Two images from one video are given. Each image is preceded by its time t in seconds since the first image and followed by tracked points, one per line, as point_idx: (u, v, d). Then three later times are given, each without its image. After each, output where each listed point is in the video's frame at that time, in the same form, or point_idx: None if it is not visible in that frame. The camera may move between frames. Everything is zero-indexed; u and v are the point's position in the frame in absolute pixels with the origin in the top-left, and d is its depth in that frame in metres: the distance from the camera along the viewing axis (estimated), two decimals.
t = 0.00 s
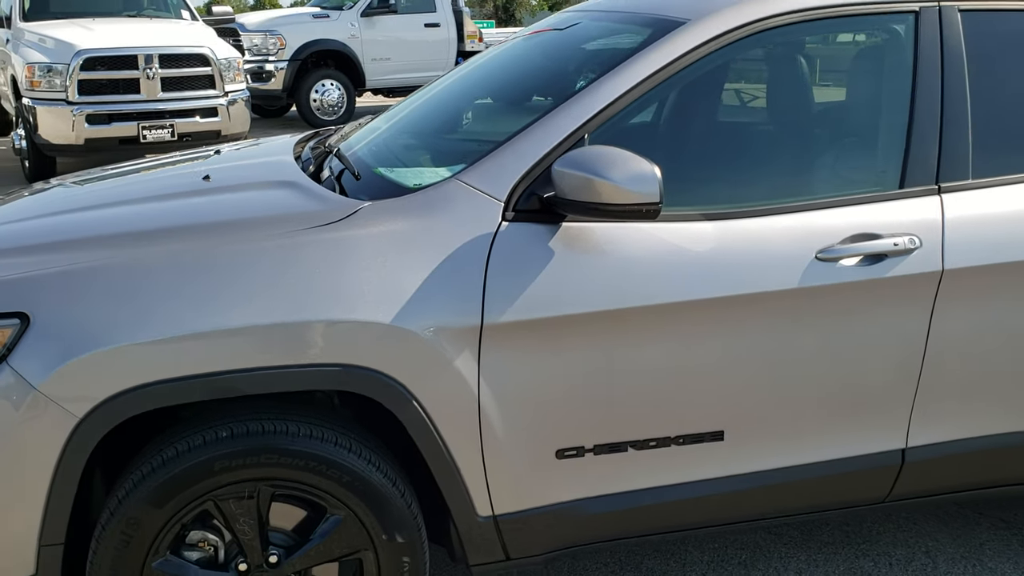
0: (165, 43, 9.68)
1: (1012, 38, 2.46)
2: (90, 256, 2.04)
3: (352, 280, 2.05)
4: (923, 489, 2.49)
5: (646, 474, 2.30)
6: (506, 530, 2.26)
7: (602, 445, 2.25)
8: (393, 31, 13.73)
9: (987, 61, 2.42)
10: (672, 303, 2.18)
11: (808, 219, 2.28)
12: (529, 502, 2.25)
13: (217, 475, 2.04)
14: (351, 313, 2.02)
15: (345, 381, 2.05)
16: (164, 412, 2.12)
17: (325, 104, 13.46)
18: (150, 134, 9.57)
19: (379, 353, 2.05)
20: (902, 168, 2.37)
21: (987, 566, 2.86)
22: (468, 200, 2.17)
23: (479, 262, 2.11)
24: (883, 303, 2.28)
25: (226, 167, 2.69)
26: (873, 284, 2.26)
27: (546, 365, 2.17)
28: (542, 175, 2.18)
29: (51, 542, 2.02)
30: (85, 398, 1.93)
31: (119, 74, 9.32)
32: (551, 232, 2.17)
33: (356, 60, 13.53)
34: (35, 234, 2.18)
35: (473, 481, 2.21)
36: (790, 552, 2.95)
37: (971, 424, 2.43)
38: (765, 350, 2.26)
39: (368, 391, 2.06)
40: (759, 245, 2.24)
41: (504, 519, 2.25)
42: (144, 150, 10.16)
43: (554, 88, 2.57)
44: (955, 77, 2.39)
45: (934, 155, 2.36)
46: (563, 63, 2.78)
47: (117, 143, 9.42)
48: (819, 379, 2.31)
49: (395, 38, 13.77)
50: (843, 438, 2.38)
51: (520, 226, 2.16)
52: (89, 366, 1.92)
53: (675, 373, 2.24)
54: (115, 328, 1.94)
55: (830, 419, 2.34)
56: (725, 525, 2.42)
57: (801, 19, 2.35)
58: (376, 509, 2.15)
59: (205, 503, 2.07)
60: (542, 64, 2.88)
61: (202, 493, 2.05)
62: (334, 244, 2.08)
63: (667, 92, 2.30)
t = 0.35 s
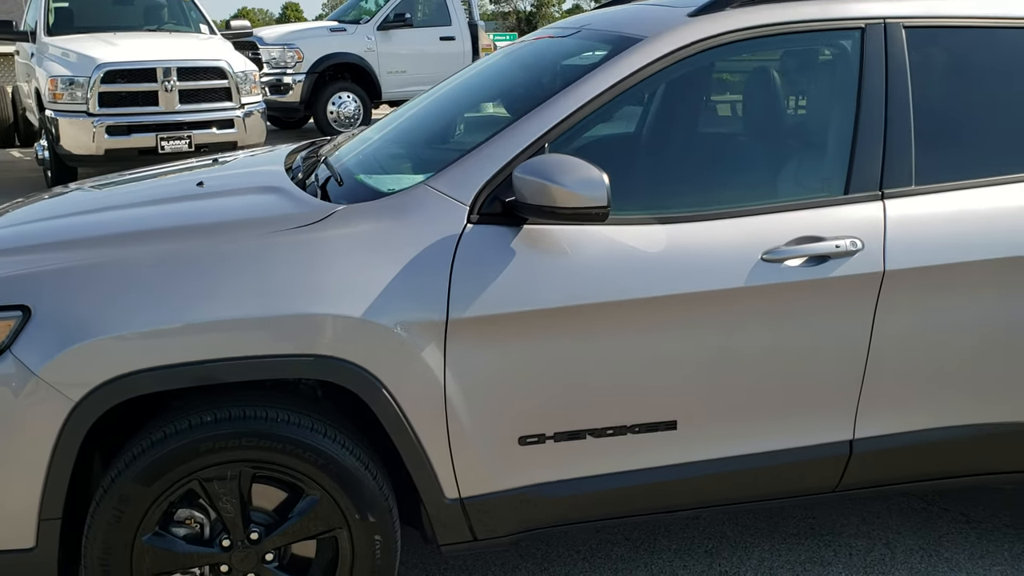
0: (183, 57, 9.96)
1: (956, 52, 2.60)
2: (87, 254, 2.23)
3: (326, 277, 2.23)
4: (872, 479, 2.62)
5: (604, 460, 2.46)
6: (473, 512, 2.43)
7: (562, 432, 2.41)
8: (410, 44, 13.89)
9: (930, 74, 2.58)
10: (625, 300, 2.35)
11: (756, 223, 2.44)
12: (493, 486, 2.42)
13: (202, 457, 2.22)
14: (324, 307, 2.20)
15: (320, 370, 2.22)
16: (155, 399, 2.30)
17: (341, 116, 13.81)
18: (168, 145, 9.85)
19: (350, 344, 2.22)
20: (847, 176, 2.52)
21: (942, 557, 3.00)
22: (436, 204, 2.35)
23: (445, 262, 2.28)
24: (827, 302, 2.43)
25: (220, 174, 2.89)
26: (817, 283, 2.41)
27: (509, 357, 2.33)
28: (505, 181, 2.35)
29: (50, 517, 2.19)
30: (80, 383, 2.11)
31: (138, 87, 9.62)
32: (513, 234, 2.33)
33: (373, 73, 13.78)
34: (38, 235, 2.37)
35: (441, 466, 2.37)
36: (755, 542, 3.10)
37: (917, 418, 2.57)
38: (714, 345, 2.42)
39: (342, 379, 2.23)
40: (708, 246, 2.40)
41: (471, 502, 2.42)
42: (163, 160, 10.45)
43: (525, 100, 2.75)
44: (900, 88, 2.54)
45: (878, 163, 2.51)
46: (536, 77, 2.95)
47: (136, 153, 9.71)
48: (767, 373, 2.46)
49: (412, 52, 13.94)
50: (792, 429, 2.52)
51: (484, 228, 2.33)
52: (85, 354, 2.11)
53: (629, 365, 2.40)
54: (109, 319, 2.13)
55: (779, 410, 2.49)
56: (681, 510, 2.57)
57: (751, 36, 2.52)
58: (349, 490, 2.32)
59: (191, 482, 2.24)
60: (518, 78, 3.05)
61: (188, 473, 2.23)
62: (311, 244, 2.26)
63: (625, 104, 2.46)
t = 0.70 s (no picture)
0: (201, 71, 10.23)
1: (898, 71, 2.74)
2: (71, 256, 2.40)
3: (292, 278, 2.38)
4: (819, 476, 2.74)
5: (557, 454, 2.59)
6: (433, 502, 2.56)
7: (517, 427, 2.54)
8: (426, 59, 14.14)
9: (873, 91, 2.71)
10: (576, 301, 2.49)
11: (703, 230, 2.57)
12: (452, 477, 2.55)
13: (174, 446, 2.37)
14: (289, 306, 2.35)
15: (285, 365, 2.37)
16: (134, 391, 2.47)
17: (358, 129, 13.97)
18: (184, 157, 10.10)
19: (313, 342, 2.37)
20: (793, 186, 2.63)
21: (897, 555, 3.10)
22: (398, 210, 2.49)
23: (405, 265, 2.43)
24: (771, 305, 2.56)
25: (205, 182, 3.06)
26: (761, 287, 2.54)
27: (465, 355, 2.47)
28: (463, 189, 2.50)
29: (33, 501, 2.35)
30: (61, 375, 2.28)
31: (156, 101, 9.89)
32: (470, 239, 2.47)
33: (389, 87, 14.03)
34: (28, 238, 2.54)
35: (401, 457, 2.51)
36: (717, 538, 3.21)
37: (861, 418, 2.68)
38: (663, 345, 2.55)
39: (305, 374, 2.38)
40: (657, 251, 2.53)
41: (431, 493, 2.55)
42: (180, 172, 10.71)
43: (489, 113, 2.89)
44: (844, 103, 2.67)
45: (822, 174, 2.63)
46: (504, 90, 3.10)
47: (153, 165, 9.97)
48: (713, 372, 2.58)
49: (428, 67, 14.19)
50: (739, 426, 2.64)
51: (442, 233, 2.47)
52: (65, 348, 2.27)
53: (581, 363, 2.53)
54: (88, 316, 2.29)
55: (726, 409, 2.62)
56: (634, 503, 2.69)
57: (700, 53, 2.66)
58: (314, 479, 2.46)
59: (165, 470, 2.40)
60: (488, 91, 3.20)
61: (162, 461, 2.38)
62: (279, 247, 2.42)
63: (579, 117, 2.60)
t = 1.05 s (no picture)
0: (219, 80, 10.47)
1: (848, 73, 2.83)
2: (50, 247, 2.55)
3: (256, 269, 2.52)
4: (767, 466, 2.83)
5: (511, 440, 2.70)
6: (391, 484, 2.69)
7: (471, 413, 2.66)
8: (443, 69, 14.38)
9: (821, 93, 2.80)
10: (527, 294, 2.60)
11: (651, 226, 2.68)
12: (409, 461, 2.67)
13: (143, 427, 2.51)
14: (252, 295, 2.49)
15: (248, 351, 2.50)
16: (109, 375, 2.61)
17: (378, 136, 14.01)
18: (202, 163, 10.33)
19: (274, 330, 2.51)
20: (739, 185, 2.74)
21: (853, 547, 3.18)
22: (358, 206, 2.63)
23: (363, 258, 2.56)
24: (716, 299, 2.66)
25: (188, 180, 3.21)
26: (706, 281, 2.64)
27: (421, 343, 2.59)
28: (421, 186, 2.63)
29: (11, 477, 2.50)
30: (36, 358, 2.43)
31: (175, 109, 10.14)
32: (426, 233, 2.60)
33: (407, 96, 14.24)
34: (13, 231, 2.71)
35: (359, 441, 2.63)
36: (679, 528, 3.30)
37: (805, 410, 2.78)
38: (611, 336, 2.66)
39: (267, 360, 2.52)
40: (606, 246, 2.64)
41: (389, 476, 2.68)
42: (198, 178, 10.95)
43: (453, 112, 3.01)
44: (790, 106, 2.78)
45: (768, 174, 2.73)
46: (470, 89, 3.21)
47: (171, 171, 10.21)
48: (661, 363, 2.69)
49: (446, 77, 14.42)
50: (687, 416, 2.74)
51: (400, 227, 2.60)
52: (41, 333, 2.43)
53: (532, 353, 2.65)
54: (63, 303, 2.45)
55: (674, 398, 2.72)
56: (587, 489, 2.80)
57: (652, 58, 2.77)
58: (276, 460, 2.59)
59: (135, 450, 2.54)
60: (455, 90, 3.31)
61: (132, 441, 2.52)
62: (244, 239, 2.55)
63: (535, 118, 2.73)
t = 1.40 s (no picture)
0: (239, 82, 10.68)
1: (809, 75, 2.93)
2: (45, 238, 2.71)
3: (237, 260, 2.67)
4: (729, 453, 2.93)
5: (480, 425, 2.83)
6: (366, 467, 2.82)
7: (442, 399, 2.78)
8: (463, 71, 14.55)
9: (782, 94, 2.91)
10: (494, 285, 2.73)
11: (616, 221, 2.79)
12: (383, 445, 2.81)
13: (130, 408, 2.67)
14: (232, 285, 2.64)
15: (228, 338, 2.65)
16: (100, 360, 2.77)
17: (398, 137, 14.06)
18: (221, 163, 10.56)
19: (253, 318, 2.65)
20: (701, 182, 2.84)
21: (820, 535, 3.26)
22: (335, 201, 2.77)
23: (338, 250, 2.70)
24: (677, 291, 2.77)
25: (182, 177, 3.36)
26: (667, 274, 2.75)
27: (394, 332, 2.72)
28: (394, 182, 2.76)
29: (7, 454, 2.67)
30: (30, 342, 2.59)
31: (196, 109, 10.36)
32: (399, 227, 2.73)
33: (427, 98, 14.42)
34: (12, 223, 2.87)
35: (335, 424, 2.77)
36: (652, 515, 3.40)
37: (766, 399, 2.88)
38: (576, 327, 2.77)
39: (247, 346, 2.66)
40: (571, 240, 2.76)
41: (364, 458, 2.81)
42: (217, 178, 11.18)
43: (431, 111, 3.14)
44: (752, 106, 2.88)
45: (730, 172, 2.84)
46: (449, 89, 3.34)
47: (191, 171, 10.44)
48: (624, 353, 2.80)
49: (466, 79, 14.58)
50: (650, 404, 2.86)
51: (374, 222, 2.74)
52: (35, 319, 2.59)
53: (500, 342, 2.77)
54: (56, 291, 2.61)
55: (637, 387, 2.83)
56: (554, 473, 2.92)
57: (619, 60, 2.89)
58: (255, 442, 2.73)
59: (123, 430, 2.69)
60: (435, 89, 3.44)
61: (120, 422, 2.68)
62: (227, 232, 2.70)
63: (508, 118, 2.86)
